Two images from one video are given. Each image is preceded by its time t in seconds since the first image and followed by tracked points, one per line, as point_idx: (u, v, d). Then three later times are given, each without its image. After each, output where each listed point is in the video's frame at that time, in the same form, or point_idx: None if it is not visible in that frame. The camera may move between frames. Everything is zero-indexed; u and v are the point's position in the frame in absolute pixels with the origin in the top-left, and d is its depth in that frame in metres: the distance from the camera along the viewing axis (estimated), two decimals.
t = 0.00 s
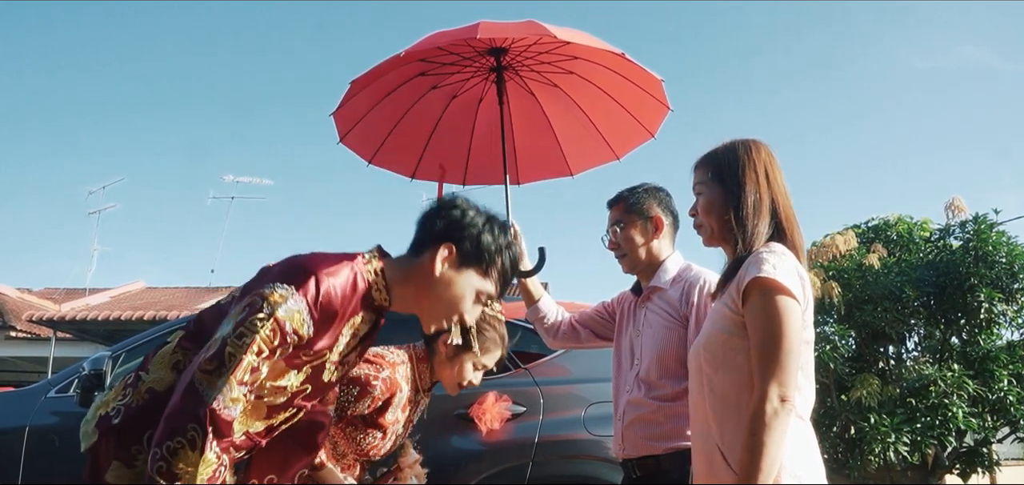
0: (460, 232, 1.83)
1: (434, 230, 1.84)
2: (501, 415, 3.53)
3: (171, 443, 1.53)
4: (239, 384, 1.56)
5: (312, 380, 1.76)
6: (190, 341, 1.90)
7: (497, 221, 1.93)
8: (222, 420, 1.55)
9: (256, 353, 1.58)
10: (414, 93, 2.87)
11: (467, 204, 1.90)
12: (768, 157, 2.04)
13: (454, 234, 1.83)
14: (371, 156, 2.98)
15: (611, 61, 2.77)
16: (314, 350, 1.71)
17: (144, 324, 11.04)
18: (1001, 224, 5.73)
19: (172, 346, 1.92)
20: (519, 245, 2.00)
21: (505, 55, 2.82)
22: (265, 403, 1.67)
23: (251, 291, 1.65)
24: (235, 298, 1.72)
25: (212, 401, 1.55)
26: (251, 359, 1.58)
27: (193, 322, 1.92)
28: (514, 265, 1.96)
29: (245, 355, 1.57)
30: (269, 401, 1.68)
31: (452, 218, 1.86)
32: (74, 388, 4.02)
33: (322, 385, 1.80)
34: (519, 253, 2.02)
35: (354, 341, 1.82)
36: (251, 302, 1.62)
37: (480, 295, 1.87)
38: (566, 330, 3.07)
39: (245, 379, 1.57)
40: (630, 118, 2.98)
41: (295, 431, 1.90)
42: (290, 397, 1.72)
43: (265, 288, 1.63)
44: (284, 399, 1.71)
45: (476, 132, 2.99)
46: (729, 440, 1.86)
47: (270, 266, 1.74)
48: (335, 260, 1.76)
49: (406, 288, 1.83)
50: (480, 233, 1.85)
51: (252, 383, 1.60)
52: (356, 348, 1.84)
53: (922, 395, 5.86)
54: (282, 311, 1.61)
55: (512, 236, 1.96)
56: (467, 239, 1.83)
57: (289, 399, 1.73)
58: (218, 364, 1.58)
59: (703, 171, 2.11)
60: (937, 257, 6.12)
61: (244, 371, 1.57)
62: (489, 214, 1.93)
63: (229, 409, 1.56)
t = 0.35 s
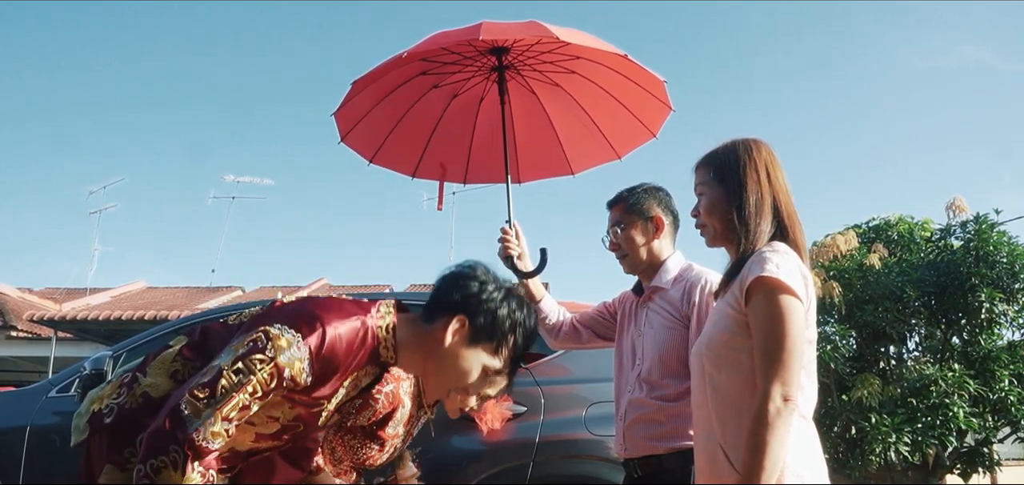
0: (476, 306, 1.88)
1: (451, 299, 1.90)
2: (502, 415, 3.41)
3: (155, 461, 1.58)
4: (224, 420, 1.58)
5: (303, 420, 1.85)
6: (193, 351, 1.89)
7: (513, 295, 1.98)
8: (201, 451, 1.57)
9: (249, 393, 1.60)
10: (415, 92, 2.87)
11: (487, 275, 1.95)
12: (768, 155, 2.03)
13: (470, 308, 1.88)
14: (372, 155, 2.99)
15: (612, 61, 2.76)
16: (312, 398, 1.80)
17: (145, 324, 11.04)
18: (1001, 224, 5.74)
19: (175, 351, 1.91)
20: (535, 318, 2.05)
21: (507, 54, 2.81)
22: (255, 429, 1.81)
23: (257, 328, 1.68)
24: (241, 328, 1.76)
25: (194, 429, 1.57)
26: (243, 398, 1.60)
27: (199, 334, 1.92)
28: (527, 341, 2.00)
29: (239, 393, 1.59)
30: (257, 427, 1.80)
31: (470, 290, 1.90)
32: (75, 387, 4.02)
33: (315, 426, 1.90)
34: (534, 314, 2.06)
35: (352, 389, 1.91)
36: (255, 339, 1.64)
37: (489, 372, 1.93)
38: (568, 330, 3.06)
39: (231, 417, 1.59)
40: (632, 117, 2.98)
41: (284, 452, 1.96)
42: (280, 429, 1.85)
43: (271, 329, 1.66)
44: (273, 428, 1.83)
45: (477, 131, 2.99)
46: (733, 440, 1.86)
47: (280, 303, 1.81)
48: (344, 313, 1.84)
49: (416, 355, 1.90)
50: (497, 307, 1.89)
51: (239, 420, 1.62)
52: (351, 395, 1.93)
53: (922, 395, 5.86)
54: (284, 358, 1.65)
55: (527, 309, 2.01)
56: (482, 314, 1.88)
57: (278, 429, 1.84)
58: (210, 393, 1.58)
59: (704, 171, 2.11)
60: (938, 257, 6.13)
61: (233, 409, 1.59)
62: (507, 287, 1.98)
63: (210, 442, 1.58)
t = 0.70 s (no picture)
0: (477, 350, 1.90)
1: (451, 343, 1.91)
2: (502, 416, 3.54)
3: (141, 467, 1.58)
4: (211, 437, 1.58)
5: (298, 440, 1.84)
6: (194, 361, 1.88)
7: (517, 337, 1.99)
8: (185, 463, 1.56)
9: (241, 415, 1.61)
10: (416, 93, 2.87)
11: (488, 318, 1.96)
12: (766, 154, 2.03)
13: (470, 354, 1.90)
14: (372, 155, 2.99)
15: (612, 60, 2.76)
16: (306, 425, 1.78)
17: (146, 324, 11.03)
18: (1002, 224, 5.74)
19: (176, 355, 1.91)
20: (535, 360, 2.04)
21: (507, 53, 2.81)
22: (245, 445, 1.79)
23: (258, 350, 1.69)
24: (243, 348, 1.77)
25: (179, 441, 1.56)
26: (233, 417, 1.60)
27: (202, 341, 1.92)
28: (527, 385, 2.00)
29: (230, 414, 1.59)
30: (251, 444, 1.79)
31: (470, 334, 1.92)
32: (75, 387, 4.02)
33: (306, 449, 1.90)
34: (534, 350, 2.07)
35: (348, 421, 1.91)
36: (255, 360, 1.65)
37: (486, 413, 1.95)
38: (569, 331, 3.06)
39: (218, 434, 1.59)
40: (633, 116, 2.97)
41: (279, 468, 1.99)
42: (271, 446, 1.84)
43: (272, 354, 1.68)
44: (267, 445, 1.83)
45: (477, 131, 2.99)
46: (735, 440, 1.86)
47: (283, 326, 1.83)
48: (347, 345, 1.83)
49: (414, 397, 1.91)
50: (497, 351, 1.91)
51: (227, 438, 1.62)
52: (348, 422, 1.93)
53: (923, 395, 5.86)
54: (281, 386, 1.65)
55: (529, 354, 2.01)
56: (482, 358, 1.90)
57: (271, 447, 1.84)
58: (201, 407, 1.58)
59: (703, 173, 2.10)
60: (938, 257, 6.13)
61: (222, 427, 1.59)
62: (510, 330, 1.98)
63: (195, 457, 1.56)
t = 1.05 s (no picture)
0: (474, 348, 1.90)
1: (449, 342, 1.92)
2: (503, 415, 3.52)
3: (140, 469, 1.58)
4: (210, 439, 1.57)
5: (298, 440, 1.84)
6: (192, 361, 1.89)
7: (514, 335, 1.99)
8: (184, 466, 1.55)
9: (241, 416, 1.60)
10: (416, 93, 2.87)
11: (484, 317, 1.97)
12: (763, 153, 2.03)
13: (467, 351, 1.90)
14: (373, 156, 2.99)
15: (612, 60, 2.76)
16: (305, 427, 1.79)
17: (146, 324, 11.03)
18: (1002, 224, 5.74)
19: (174, 357, 1.92)
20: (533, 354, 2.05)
21: (507, 53, 2.81)
22: (244, 446, 1.80)
23: (257, 352, 1.70)
24: (241, 349, 1.77)
25: (178, 444, 1.56)
26: (232, 419, 1.59)
27: (201, 343, 1.93)
28: (525, 381, 2.01)
29: (229, 416, 1.59)
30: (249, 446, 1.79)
31: (466, 333, 1.93)
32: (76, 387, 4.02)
33: (305, 452, 1.91)
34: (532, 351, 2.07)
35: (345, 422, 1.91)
36: (253, 363, 1.66)
37: (486, 410, 1.95)
38: (570, 330, 3.07)
39: (218, 437, 1.58)
40: (633, 114, 2.97)
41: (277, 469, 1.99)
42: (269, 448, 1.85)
43: (270, 357, 1.68)
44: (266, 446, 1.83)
45: (477, 131, 2.99)
46: (736, 440, 1.85)
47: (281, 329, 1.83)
48: (346, 347, 1.84)
49: (414, 398, 1.91)
50: (494, 350, 1.92)
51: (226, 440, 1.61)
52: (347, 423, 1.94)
53: (923, 395, 5.86)
54: (280, 389, 1.66)
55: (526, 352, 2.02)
56: (479, 356, 1.90)
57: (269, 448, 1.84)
58: (199, 409, 1.58)
59: (702, 173, 2.10)
60: (939, 257, 6.13)
61: (221, 429, 1.58)
62: (506, 328, 1.99)
63: (194, 459, 1.56)
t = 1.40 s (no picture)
0: (464, 286, 1.87)
1: (438, 284, 1.89)
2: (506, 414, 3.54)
3: (150, 456, 1.57)
4: (219, 414, 1.58)
5: (305, 415, 1.84)
6: (188, 350, 1.89)
7: (500, 271, 1.97)
8: (196, 444, 1.57)
9: (246, 389, 1.60)
10: (417, 91, 2.87)
11: (467, 257, 1.94)
12: (761, 150, 2.03)
13: (458, 290, 1.88)
14: (374, 154, 2.99)
15: (614, 58, 2.77)
16: (309, 395, 1.78)
17: (146, 323, 11.02)
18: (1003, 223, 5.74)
19: (170, 349, 1.92)
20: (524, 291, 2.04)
21: (508, 51, 2.81)
22: (252, 426, 1.80)
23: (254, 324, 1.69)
24: (238, 325, 1.76)
25: (187, 424, 1.57)
26: (238, 393, 1.60)
27: (193, 331, 1.94)
28: (520, 317, 2.00)
29: (235, 389, 1.59)
30: (257, 425, 1.81)
31: (454, 272, 1.90)
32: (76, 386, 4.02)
33: (313, 424, 1.88)
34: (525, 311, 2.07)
35: (351, 388, 1.92)
36: (251, 335, 1.65)
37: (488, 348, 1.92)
38: (570, 329, 3.07)
39: (227, 411, 1.59)
40: (634, 113, 2.97)
41: (282, 451, 1.90)
42: (277, 426, 1.84)
43: (267, 325, 1.67)
44: (272, 425, 1.83)
45: (478, 129, 2.99)
46: (736, 439, 1.85)
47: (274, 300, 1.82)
48: (339, 308, 1.84)
49: (413, 346, 1.90)
50: (482, 285, 1.89)
51: (235, 415, 1.62)
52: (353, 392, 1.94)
53: (924, 394, 5.86)
54: (280, 354, 1.65)
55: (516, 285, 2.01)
56: (470, 293, 1.87)
57: (277, 426, 1.83)
58: (204, 388, 1.58)
59: (702, 173, 2.10)
60: (940, 257, 6.12)
61: (229, 404, 1.59)
62: (490, 264, 1.97)
63: (206, 437, 1.58)
